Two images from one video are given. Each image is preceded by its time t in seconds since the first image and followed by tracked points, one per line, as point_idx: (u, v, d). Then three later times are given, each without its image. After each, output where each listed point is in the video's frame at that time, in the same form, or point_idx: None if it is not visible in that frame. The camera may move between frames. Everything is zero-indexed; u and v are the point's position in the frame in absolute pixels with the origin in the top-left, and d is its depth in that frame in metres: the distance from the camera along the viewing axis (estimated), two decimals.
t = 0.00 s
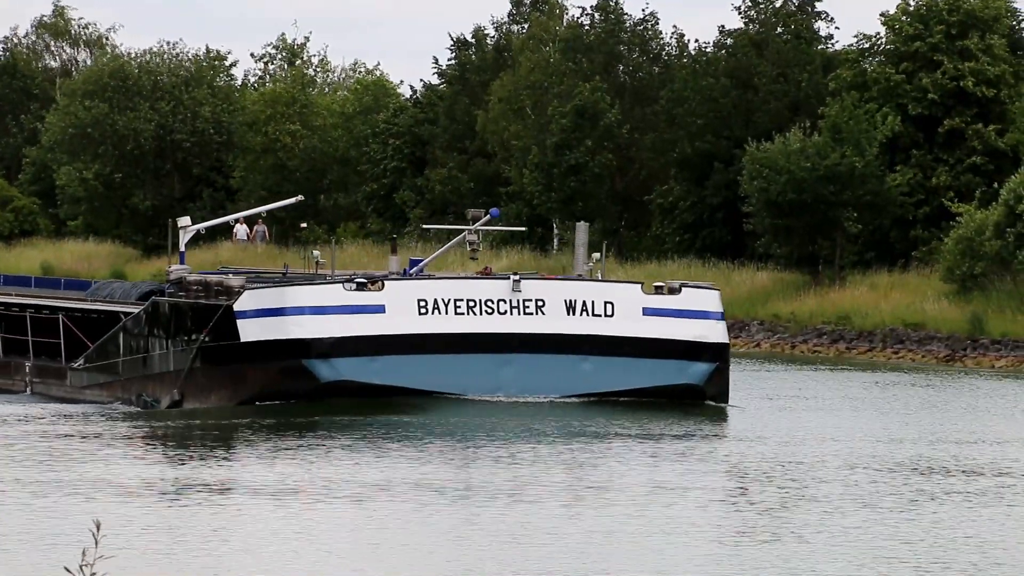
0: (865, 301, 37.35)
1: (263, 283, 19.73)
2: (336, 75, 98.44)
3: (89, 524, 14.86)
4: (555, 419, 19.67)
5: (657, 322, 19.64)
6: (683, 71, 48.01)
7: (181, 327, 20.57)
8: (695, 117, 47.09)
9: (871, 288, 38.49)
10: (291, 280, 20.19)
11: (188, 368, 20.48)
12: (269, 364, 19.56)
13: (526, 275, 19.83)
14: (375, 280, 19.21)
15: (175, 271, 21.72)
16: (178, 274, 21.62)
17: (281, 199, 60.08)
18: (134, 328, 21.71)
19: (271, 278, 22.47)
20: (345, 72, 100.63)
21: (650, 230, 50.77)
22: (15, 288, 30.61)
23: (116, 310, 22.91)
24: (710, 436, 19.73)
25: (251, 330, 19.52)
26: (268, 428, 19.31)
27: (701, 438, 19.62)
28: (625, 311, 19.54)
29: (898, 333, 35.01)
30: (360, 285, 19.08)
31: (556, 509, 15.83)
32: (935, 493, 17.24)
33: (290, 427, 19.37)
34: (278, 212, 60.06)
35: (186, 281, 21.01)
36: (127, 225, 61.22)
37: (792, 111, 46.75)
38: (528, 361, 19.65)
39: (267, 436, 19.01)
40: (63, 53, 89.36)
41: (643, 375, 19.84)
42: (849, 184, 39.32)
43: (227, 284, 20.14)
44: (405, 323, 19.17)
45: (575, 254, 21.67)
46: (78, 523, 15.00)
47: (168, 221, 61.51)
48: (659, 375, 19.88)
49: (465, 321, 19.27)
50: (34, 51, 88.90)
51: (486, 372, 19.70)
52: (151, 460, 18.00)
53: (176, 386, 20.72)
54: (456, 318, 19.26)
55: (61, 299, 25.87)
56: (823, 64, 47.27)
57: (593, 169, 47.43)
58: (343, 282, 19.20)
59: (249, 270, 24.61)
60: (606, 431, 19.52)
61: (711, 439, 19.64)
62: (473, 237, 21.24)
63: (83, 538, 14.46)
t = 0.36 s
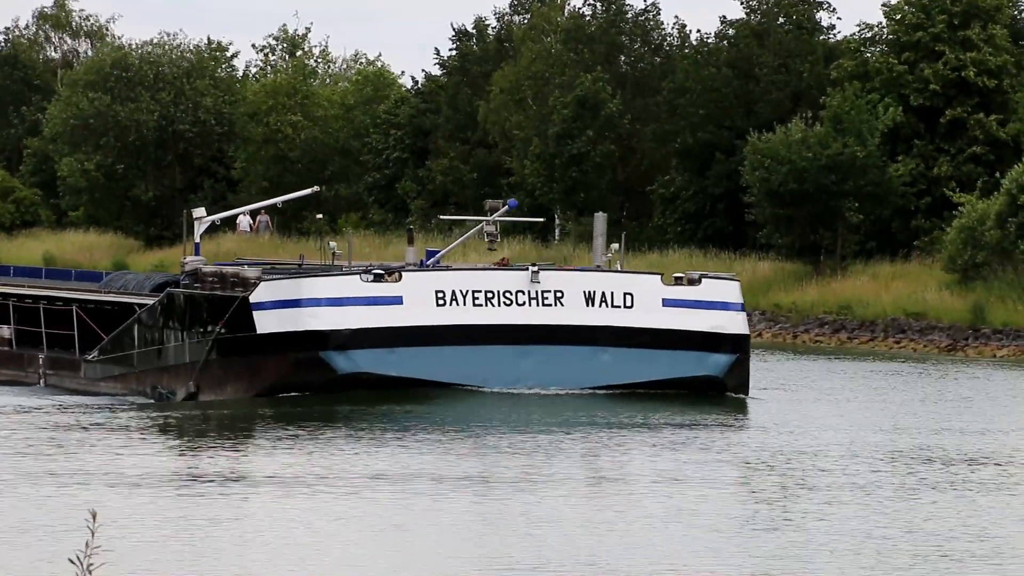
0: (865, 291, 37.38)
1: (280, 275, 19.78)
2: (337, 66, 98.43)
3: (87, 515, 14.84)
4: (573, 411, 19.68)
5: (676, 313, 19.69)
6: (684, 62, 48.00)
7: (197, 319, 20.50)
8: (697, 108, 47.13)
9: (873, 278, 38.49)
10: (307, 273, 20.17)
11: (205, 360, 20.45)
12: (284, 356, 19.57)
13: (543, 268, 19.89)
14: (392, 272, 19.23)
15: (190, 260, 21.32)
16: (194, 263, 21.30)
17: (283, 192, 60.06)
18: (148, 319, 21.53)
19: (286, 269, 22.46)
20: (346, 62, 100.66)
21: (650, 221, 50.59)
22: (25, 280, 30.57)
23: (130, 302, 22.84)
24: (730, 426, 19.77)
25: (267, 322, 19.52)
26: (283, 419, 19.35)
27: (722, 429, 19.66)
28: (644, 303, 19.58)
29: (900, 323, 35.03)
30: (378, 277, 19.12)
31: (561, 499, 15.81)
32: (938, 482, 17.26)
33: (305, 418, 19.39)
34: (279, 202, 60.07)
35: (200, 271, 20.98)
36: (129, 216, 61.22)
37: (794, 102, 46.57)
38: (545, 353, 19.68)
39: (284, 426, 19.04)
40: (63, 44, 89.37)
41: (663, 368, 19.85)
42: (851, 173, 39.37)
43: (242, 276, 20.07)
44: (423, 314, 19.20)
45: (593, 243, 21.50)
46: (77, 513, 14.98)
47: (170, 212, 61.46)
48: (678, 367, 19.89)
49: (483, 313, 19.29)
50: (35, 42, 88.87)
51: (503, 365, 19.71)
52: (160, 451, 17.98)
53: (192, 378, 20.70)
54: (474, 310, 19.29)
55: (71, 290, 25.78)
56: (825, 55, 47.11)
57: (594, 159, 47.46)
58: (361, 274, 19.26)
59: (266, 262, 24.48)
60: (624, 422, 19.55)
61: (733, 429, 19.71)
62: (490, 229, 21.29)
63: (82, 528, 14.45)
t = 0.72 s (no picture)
0: (861, 277, 37.40)
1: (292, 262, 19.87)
2: (333, 51, 98.44)
3: (75, 501, 14.91)
4: (585, 398, 19.69)
5: (691, 301, 19.63)
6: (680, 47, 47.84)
7: (206, 307, 20.65)
8: (694, 94, 46.97)
9: (868, 264, 38.52)
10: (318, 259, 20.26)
11: (214, 348, 20.58)
12: (296, 344, 19.66)
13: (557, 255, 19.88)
14: (404, 259, 19.31)
15: (201, 250, 21.45)
16: (204, 252, 21.51)
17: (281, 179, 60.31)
18: (156, 307, 21.70)
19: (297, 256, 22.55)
20: (343, 48, 100.69)
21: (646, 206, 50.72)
22: (29, 266, 30.61)
23: (138, 290, 22.92)
24: (744, 415, 19.70)
25: (278, 310, 19.62)
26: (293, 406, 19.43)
27: (734, 418, 19.62)
28: (658, 290, 19.57)
29: (895, 310, 35.04)
30: (390, 264, 19.20)
31: (562, 485, 15.84)
32: (935, 468, 17.29)
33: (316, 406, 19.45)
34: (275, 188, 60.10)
35: (210, 259, 21.08)
36: (125, 202, 61.22)
37: (791, 87, 46.90)
38: (558, 341, 19.74)
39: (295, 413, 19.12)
40: (60, 29, 89.40)
41: (678, 356, 19.79)
42: (846, 159, 39.37)
43: (254, 263, 20.10)
44: (435, 302, 19.28)
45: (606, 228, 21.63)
46: (64, 500, 15.04)
47: (166, 198, 61.47)
48: (693, 355, 19.82)
49: (495, 301, 19.35)
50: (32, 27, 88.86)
51: (516, 352, 19.75)
52: (162, 437, 18.04)
53: (202, 366, 20.82)
54: (487, 297, 19.35)
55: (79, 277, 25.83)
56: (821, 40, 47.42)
57: (591, 145, 47.50)
58: (373, 261, 19.32)
59: (277, 249, 24.48)
60: (636, 409, 19.53)
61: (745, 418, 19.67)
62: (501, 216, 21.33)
63: (71, 514, 14.52)
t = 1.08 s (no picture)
0: (856, 270, 37.48)
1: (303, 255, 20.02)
2: (328, 43, 98.51)
3: (74, 494, 15.00)
4: (597, 390, 19.83)
5: (705, 294, 19.77)
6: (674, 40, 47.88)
7: (216, 301, 20.63)
8: (689, 86, 47.03)
9: (863, 256, 38.61)
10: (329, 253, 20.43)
11: (225, 342, 20.53)
12: (307, 339, 19.81)
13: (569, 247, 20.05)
14: (416, 252, 19.50)
15: (211, 242, 21.55)
16: (214, 246, 21.58)
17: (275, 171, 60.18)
18: (165, 301, 21.67)
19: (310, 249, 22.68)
20: (338, 39, 100.74)
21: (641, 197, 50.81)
22: (33, 259, 30.67)
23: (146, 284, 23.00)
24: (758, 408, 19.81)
25: (287, 305, 19.72)
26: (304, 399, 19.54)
27: (750, 410, 19.73)
28: (672, 283, 19.69)
29: (890, 302, 35.10)
30: (402, 257, 19.40)
31: (568, 477, 15.96)
32: (932, 460, 17.40)
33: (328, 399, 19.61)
34: (270, 180, 60.21)
35: (220, 253, 21.08)
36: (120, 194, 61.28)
37: (785, 79, 47.01)
38: (572, 335, 19.93)
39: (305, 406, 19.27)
40: (55, 22, 89.48)
41: (691, 349, 20.00)
42: (841, 151, 39.42)
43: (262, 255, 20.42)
44: (446, 296, 19.45)
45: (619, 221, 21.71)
46: (64, 493, 15.12)
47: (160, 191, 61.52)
48: (705, 348, 20.01)
49: (507, 293, 19.53)
50: (27, 19, 88.94)
51: (530, 346, 19.97)
52: (169, 429, 18.14)
53: (211, 361, 20.75)
54: (499, 290, 19.52)
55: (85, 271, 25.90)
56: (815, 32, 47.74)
57: (585, 138, 47.58)
58: (384, 254, 19.51)
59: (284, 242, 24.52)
60: (648, 401, 19.72)
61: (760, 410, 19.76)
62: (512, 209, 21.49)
63: (71, 507, 14.59)
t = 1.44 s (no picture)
0: (850, 264, 37.51)
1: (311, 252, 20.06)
2: (322, 38, 98.52)
3: (79, 488, 15.06)
4: (608, 385, 19.91)
5: (716, 290, 19.84)
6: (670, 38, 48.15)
7: (225, 297, 20.78)
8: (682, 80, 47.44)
9: (857, 251, 38.65)
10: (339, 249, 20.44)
11: (233, 338, 20.66)
12: (318, 336, 19.85)
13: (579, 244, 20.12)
14: (426, 247, 19.55)
15: (218, 239, 21.60)
16: (220, 240, 21.64)
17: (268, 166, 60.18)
18: (171, 296, 21.78)
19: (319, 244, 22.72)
20: (334, 34, 100.78)
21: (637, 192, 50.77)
22: (34, 254, 30.70)
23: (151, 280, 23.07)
24: (770, 402, 19.94)
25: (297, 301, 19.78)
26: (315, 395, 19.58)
27: (764, 405, 19.84)
28: (685, 280, 19.77)
29: (883, 296, 35.12)
30: (411, 252, 19.43)
31: (570, 471, 16.04)
32: (929, 454, 17.48)
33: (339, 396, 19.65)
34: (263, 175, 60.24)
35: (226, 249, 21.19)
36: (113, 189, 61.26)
37: (780, 72, 46.79)
38: (583, 331, 19.99)
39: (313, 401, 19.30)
40: (49, 16, 89.51)
41: (704, 346, 20.07)
42: (835, 146, 39.55)
43: (272, 252, 20.33)
44: (456, 291, 19.51)
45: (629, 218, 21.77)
46: (70, 487, 15.18)
47: (154, 186, 61.51)
48: (719, 344, 20.08)
49: (517, 289, 19.58)
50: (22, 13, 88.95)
51: (542, 343, 20.02)
52: (171, 424, 18.21)
53: (219, 357, 20.86)
54: (508, 286, 19.57)
55: (89, 266, 25.93)
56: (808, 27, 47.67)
57: (579, 133, 47.72)
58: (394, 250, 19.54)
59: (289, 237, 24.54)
60: (660, 396, 19.78)
61: (773, 406, 19.84)
62: (521, 205, 21.57)
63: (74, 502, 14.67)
